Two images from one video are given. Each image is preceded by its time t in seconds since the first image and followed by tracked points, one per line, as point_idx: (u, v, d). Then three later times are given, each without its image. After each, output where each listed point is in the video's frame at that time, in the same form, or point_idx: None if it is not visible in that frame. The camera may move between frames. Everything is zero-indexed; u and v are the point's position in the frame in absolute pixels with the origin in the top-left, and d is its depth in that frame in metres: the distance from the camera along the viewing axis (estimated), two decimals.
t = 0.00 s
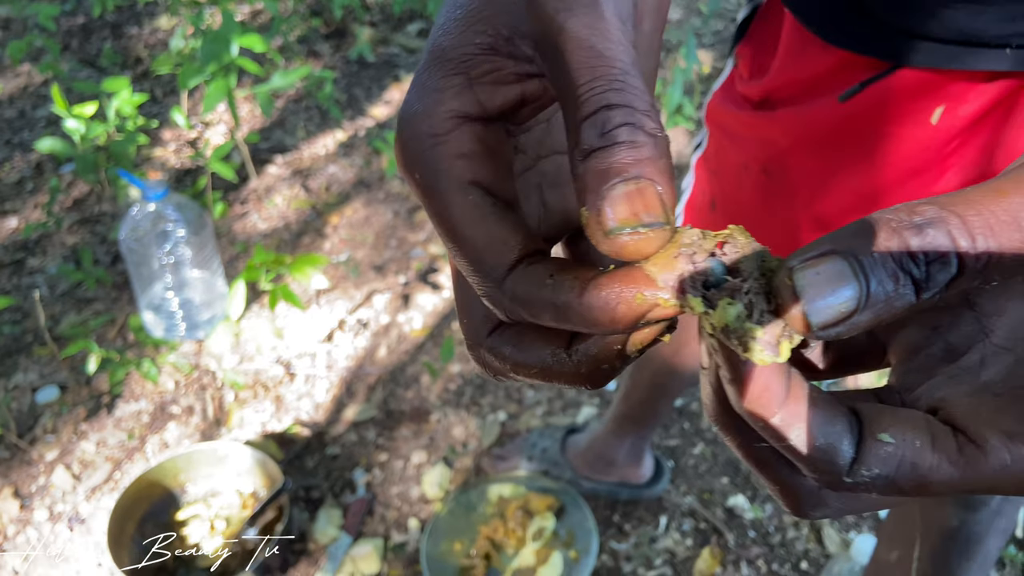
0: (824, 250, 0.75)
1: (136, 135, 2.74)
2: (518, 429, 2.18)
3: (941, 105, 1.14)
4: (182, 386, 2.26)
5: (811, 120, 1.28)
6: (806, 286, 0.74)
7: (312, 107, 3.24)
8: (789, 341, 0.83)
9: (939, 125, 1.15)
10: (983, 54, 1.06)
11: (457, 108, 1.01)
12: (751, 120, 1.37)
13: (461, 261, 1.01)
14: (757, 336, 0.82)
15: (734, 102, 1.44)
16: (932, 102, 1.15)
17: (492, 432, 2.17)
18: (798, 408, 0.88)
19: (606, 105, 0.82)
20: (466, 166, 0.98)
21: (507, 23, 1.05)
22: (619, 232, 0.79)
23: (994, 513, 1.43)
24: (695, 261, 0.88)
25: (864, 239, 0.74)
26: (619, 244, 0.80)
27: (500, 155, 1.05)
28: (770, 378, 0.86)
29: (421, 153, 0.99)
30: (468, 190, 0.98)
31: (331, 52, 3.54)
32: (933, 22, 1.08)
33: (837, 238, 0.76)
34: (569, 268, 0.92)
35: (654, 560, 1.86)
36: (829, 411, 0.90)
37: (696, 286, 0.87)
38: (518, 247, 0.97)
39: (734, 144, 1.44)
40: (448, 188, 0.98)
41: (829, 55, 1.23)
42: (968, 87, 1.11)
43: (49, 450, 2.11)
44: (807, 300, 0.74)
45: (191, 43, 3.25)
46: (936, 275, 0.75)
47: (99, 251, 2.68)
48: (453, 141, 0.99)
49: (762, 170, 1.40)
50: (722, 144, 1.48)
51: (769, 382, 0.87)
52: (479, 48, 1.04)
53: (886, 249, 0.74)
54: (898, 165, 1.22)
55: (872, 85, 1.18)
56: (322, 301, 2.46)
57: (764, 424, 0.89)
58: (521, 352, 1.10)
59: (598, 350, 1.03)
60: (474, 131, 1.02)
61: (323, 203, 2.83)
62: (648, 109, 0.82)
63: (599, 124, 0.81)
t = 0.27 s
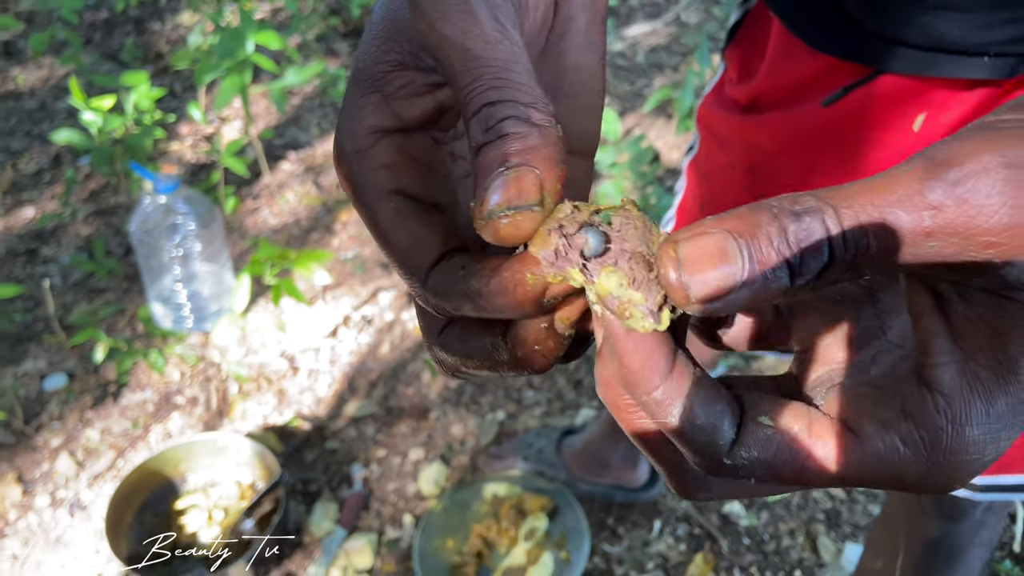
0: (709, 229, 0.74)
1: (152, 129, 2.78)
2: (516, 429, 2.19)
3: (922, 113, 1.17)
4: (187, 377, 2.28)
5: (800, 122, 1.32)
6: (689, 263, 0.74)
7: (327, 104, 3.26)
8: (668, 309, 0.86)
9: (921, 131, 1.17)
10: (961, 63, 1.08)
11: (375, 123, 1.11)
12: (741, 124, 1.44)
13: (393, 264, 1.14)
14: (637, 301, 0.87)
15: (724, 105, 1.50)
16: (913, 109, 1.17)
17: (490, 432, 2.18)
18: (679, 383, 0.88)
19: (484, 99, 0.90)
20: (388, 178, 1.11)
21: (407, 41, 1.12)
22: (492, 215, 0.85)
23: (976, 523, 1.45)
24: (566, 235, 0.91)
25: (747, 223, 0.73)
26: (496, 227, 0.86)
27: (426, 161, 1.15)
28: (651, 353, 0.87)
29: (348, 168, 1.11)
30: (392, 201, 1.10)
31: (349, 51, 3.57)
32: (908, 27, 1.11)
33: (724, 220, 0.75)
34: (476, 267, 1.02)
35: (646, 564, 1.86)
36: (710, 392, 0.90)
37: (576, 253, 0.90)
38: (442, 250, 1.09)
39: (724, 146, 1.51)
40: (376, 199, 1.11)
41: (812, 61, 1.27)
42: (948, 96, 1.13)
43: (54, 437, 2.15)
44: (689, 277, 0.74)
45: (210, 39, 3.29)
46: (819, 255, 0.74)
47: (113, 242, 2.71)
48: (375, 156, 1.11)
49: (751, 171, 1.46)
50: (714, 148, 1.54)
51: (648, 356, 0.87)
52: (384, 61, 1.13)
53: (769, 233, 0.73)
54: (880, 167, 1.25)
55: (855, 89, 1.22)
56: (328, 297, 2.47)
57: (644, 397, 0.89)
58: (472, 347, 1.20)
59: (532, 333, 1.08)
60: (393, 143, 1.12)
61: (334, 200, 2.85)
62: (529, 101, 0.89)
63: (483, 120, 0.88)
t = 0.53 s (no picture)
0: (662, 195, 0.78)
1: (179, 122, 2.81)
2: (526, 429, 2.19)
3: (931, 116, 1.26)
4: (203, 367, 2.31)
5: (808, 122, 1.41)
6: (641, 223, 0.77)
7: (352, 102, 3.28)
8: (617, 268, 0.92)
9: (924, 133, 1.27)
10: (968, 66, 1.17)
11: (361, 123, 1.36)
12: (751, 125, 1.54)
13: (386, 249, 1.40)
14: (588, 264, 0.93)
15: (733, 106, 1.61)
16: (922, 113, 1.27)
17: (500, 430, 2.17)
18: (632, 362, 0.95)
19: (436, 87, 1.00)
20: (373, 176, 1.35)
21: (378, 40, 1.36)
22: (442, 196, 0.94)
23: (978, 535, 1.50)
24: (508, 206, 0.99)
25: (695, 192, 0.77)
26: (444, 211, 0.96)
27: (408, 154, 1.38)
28: (606, 327, 0.93)
29: (342, 166, 1.37)
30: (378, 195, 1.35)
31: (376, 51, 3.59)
32: (916, 30, 1.19)
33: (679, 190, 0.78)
34: (455, 254, 1.21)
35: (651, 569, 1.85)
36: (661, 376, 0.96)
37: (521, 221, 0.99)
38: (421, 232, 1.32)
39: (734, 146, 1.62)
40: (366, 194, 1.36)
41: (820, 64, 1.36)
42: (954, 99, 1.22)
43: (71, 422, 2.18)
44: (642, 237, 0.78)
45: (238, 35, 3.32)
46: (758, 237, 0.77)
47: (137, 232, 2.75)
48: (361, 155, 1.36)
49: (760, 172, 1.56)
50: (723, 149, 1.65)
51: (608, 336, 0.93)
52: (365, 66, 1.36)
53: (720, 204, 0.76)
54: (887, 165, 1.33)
55: (861, 92, 1.31)
56: (344, 292, 2.49)
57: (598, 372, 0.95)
58: (467, 335, 1.35)
59: (514, 315, 1.22)
60: (377, 142, 1.36)
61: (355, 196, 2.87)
62: (476, 78, 0.99)
63: (432, 103, 1.00)
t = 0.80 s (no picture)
0: (645, 217, 0.76)
1: (206, 119, 2.84)
2: (540, 432, 2.18)
3: (946, 123, 1.27)
4: (222, 361, 2.33)
5: (821, 126, 1.43)
6: (614, 250, 0.76)
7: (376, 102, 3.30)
8: (584, 294, 0.92)
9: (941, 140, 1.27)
10: (983, 71, 1.18)
11: (362, 132, 1.42)
12: (766, 129, 1.55)
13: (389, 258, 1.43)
14: (556, 289, 0.92)
15: (748, 110, 1.64)
16: (937, 119, 1.28)
17: (514, 432, 2.17)
18: (617, 394, 0.96)
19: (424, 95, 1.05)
20: (374, 184, 1.40)
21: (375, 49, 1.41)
22: (427, 206, 0.98)
23: (990, 552, 1.52)
24: (481, 215, 0.98)
25: (674, 213, 0.76)
26: (428, 222, 0.99)
27: (411, 160, 1.42)
28: (594, 362, 0.94)
29: (346, 174, 1.43)
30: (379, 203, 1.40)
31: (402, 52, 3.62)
32: (933, 36, 1.21)
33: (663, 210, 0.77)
34: (449, 263, 1.25)
35: None
36: (647, 407, 0.98)
37: (496, 233, 0.98)
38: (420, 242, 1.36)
39: (749, 151, 1.64)
40: (367, 201, 1.41)
41: (837, 67, 1.38)
42: (970, 106, 1.23)
43: (92, 412, 2.21)
44: (614, 264, 0.76)
45: (266, 33, 3.35)
46: (754, 265, 0.76)
47: (161, 227, 2.78)
48: (363, 162, 1.41)
49: (774, 178, 1.59)
50: (739, 155, 1.68)
51: (593, 366, 0.94)
52: (365, 74, 1.41)
53: (705, 229, 0.75)
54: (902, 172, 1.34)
55: (877, 96, 1.32)
56: (363, 291, 2.50)
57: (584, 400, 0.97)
58: (467, 344, 1.37)
59: (510, 325, 1.25)
60: (379, 150, 1.42)
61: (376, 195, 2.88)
62: (462, 84, 1.04)
63: (421, 109, 1.05)
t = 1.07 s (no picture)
0: (637, 251, 0.78)
1: (228, 119, 2.86)
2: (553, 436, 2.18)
3: (959, 130, 1.32)
4: (238, 360, 2.34)
5: (837, 132, 1.50)
6: (602, 290, 0.79)
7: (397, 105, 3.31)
8: (571, 322, 0.96)
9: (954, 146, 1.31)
10: (998, 79, 1.22)
11: (364, 140, 1.43)
12: (781, 134, 1.62)
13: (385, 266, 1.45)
14: (546, 313, 0.96)
15: (762, 116, 1.70)
16: (951, 127, 1.32)
17: (527, 436, 2.17)
18: (605, 399, 1.03)
19: (423, 109, 1.07)
20: (375, 193, 1.43)
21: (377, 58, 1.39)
22: (421, 218, 0.99)
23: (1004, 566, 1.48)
24: (469, 227, 0.98)
25: (671, 246, 0.76)
26: (421, 233, 1.00)
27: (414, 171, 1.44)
28: (583, 366, 0.99)
29: (347, 184, 1.45)
30: (379, 213, 1.42)
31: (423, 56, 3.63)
32: (951, 46, 1.25)
33: (657, 242, 0.77)
34: (444, 274, 1.29)
35: None
36: (634, 411, 1.04)
37: (481, 244, 0.99)
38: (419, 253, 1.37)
39: (763, 157, 1.71)
40: (368, 210, 1.43)
41: (852, 74, 1.45)
42: (986, 113, 1.28)
43: (109, 408, 2.23)
44: (600, 301, 0.80)
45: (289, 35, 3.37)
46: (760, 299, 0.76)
47: (181, 225, 2.80)
48: (364, 171, 1.43)
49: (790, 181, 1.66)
50: (754, 160, 1.75)
51: (584, 368, 0.99)
52: (368, 82, 1.40)
53: (701, 263, 0.75)
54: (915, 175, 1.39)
55: (890, 104, 1.39)
56: (380, 292, 2.51)
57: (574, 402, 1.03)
58: (462, 360, 1.45)
59: (504, 341, 1.33)
60: (381, 158, 1.43)
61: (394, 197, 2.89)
62: (460, 95, 1.06)
63: (419, 121, 1.07)
